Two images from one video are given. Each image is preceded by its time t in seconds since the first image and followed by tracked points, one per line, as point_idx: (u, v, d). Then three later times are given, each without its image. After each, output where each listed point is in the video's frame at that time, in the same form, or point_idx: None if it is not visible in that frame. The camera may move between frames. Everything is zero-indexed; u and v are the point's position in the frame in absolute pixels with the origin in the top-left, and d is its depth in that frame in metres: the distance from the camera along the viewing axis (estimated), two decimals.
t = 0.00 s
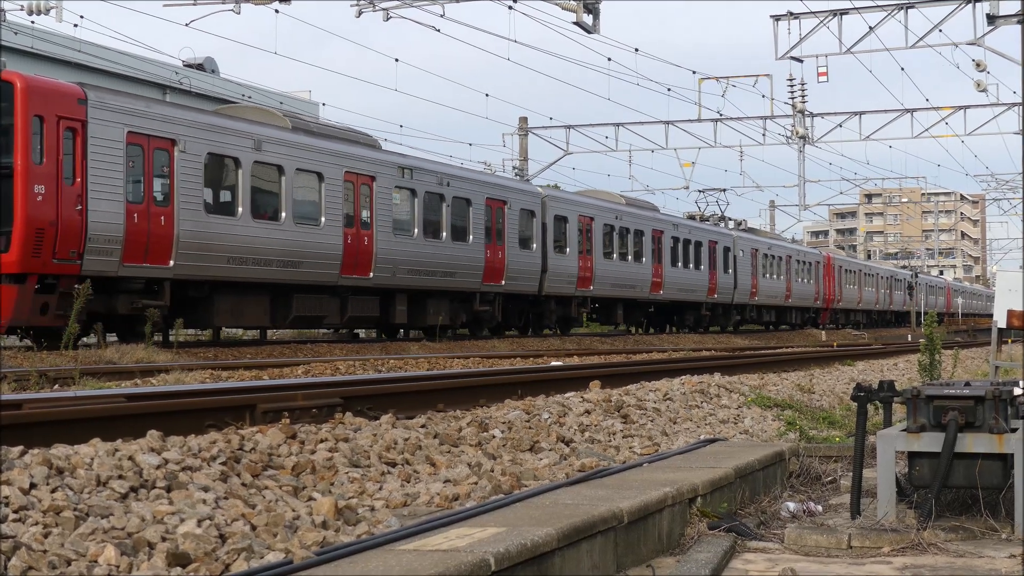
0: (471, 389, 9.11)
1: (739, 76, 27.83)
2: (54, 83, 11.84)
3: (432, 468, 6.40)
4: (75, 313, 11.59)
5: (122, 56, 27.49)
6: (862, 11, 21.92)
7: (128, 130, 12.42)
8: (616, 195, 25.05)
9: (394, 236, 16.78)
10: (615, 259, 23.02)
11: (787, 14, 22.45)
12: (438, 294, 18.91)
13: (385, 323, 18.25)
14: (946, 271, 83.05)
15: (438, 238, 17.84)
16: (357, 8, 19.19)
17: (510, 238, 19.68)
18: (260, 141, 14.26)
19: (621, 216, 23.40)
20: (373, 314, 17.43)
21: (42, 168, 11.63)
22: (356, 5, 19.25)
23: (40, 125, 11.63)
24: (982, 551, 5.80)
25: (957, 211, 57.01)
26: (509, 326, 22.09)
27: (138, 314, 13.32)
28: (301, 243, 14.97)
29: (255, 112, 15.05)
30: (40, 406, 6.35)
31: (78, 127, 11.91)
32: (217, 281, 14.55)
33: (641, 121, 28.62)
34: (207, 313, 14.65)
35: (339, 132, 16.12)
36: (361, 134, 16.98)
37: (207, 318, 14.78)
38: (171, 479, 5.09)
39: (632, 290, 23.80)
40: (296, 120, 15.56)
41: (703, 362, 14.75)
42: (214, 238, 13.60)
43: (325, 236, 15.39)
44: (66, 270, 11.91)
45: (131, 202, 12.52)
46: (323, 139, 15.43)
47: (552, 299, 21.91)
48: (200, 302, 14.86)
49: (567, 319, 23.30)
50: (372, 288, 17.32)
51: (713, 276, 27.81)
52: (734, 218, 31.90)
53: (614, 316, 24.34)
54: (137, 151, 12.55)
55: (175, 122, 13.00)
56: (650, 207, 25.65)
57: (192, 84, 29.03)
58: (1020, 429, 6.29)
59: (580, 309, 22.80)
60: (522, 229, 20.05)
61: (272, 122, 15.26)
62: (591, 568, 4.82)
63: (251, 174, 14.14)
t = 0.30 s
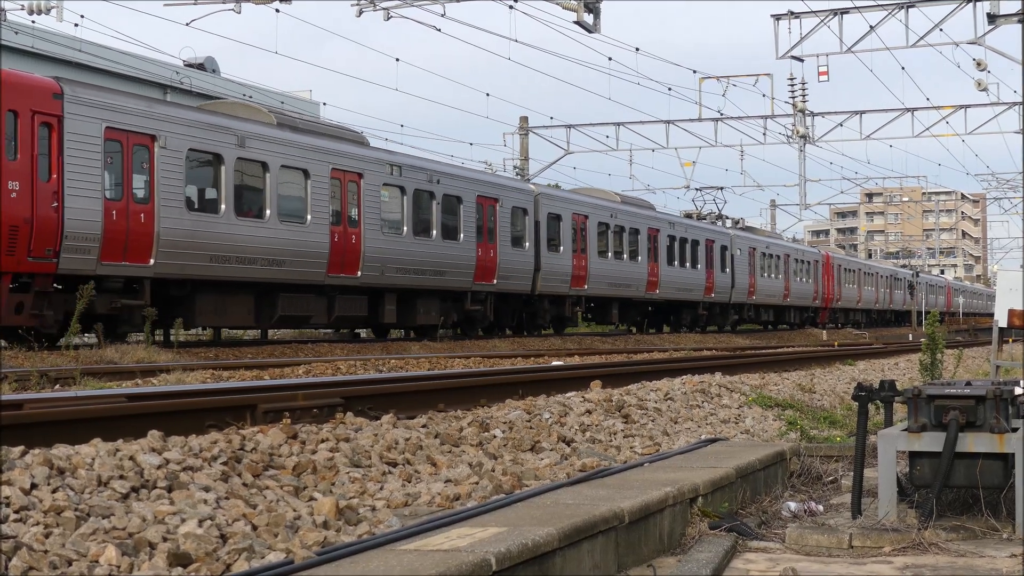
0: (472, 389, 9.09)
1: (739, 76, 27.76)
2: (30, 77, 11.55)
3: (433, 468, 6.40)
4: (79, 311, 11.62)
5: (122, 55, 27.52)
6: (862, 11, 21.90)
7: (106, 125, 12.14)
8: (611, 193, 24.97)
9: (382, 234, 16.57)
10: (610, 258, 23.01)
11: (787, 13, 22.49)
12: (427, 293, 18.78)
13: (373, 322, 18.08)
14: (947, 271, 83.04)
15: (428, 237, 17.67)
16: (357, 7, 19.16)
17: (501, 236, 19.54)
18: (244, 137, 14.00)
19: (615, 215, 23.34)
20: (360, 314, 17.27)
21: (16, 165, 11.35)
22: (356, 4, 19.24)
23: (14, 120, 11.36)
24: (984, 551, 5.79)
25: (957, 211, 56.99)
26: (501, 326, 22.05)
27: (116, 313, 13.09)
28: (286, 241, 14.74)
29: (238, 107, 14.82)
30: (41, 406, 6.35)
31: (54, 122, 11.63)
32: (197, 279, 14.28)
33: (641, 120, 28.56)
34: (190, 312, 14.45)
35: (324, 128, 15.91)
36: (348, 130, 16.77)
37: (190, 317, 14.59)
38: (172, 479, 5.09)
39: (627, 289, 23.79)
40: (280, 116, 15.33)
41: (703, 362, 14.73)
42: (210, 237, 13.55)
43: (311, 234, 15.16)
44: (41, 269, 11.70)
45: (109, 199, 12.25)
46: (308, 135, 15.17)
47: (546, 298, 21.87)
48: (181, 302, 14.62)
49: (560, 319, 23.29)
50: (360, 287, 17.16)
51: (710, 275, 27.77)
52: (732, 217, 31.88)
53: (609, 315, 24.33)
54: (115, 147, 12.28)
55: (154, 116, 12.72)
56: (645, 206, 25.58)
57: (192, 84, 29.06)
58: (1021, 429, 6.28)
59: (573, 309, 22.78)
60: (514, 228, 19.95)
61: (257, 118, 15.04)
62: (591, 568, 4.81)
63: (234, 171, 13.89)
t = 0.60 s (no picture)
0: (472, 389, 9.09)
1: (739, 76, 27.83)
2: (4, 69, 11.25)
3: (432, 468, 6.40)
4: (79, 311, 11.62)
5: (123, 55, 27.51)
6: (863, 11, 21.91)
7: (82, 120, 11.95)
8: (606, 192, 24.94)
9: (369, 233, 16.43)
10: (604, 258, 23.02)
11: (788, 14, 22.52)
12: (416, 293, 18.74)
13: (359, 323, 17.94)
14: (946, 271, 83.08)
15: (417, 236, 17.55)
16: (357, 7, 19.15)
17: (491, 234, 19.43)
18: (225, 133, 13.83)
19: (609, 214, 23.32)
20: (347, 314, 17.14)
21: None
22: (356, 4, 19.24)
23: None
24: (983, 551, 5.80)
25: (957, 211, 57.02)
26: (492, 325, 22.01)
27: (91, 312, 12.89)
28: (270, 239, 14.58)
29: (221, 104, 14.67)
30: (41, 406, 6.35)
31: (26, 116, 11.35)
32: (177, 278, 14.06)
33: (643, 121, 28.76)
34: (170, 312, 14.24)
35: (310, 125, 15.77)
36: (336, 128, 16.64)
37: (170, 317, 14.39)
38: (172, 479, 5.09)
39: (622, 289, 23.78)
40: (265, 112, 15.18)
41: (704, 362, 14.73)
42: (210, 237, 13.66)
43: (296, 233, 15.00)
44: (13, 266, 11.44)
45: (85, 195, 12.05)
46: (292, 132, 15.01)
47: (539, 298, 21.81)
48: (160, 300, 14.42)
49: (553, 319, 23.27)
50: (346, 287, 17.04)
51: (705, 276, 27.76)
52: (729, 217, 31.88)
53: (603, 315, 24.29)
54: (92, 142, 12.09)
55: (133, 111, 12.54)
56: (639, 205, 25.52)
57: (192, 84, 29.05)
58: (1021, 430, 6.28)
59: (566, 309, 22.74)
60: (505, 227, 19.89)
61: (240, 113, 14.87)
62: (591, 568, 4.82)
63: (216, 167, 13.73)
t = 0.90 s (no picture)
0: (472, 389, 9.09)
1: (740, 75, 28.14)
2: None
3: (433, 468, 6.40)
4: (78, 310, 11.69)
5: (122, 56, 27.51)
6: (862, 10, 21.93)
7: (53, 116, 11.73)
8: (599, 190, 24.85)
9: (353, 231, 16.25)
10: (597, 257, 22.95)
11: (788, 14, 22.57)
12: (403, 293, 18.58)
13: (344, 322, 17.80)
14: (946, 271, 83.09)
15: (403, 234, 17.38)
16: (357, 7, 19.14)
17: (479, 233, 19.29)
18: (204, 129, 13.63)
19: (603, 212, 23.22)
20: (331, 314, 16.94)
21: None
22: (356, 5, 19.26)
23: None
24: (983, 550, 5.80)
25: (957, 210, 57.01)
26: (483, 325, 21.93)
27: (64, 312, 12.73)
28: (250, 238, 14.41)
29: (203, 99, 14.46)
30: (42, 406, 6.36)
31: None
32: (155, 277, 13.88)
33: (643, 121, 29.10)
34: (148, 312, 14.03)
35: (294, 121, 15.57)
36: (321, 125, 16.46)
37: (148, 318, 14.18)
38: (172, 479, 5.09)
39: (615, 289, 23.73)
40: (247, 108, 14.98)
41: (704, 362, 14.73)
42: (200, 238, 13.67)
43: (277, 231, 14.84)
44: None
45: (57, 193, 11.84)
46: (273, 128, 14.81)
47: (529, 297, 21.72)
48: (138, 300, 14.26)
49: (546, 319, 23.21)
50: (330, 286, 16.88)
51: (701, 275, 27.73)
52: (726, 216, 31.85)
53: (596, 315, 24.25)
54: (64, 138, 11.87)
55: (107, 107, 12.32)
56: (634, 203, 25.52)
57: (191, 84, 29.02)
58: (1021, 428, 6.28)
59: (558, 308, 22.66)
60: (494, 225, 19.75)
61: (221, 109, 14.66)
62: (592, 568, 4.82)
63: (194, 165, 13.53)
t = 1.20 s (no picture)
0: (473, 389, 9.08)
1: (740, 74, 27.93)
2: None
3: (434, 468, 6.39)
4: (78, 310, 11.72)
5: (122, 56, 27.49)
6: (862, 9, 21.95)
7: (22, 110, 11.37)
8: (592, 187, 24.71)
9: (337, 229, 15.90)
10: (590, 255, 22.79)
11: (788, 12, 22.58)
12: (389, 291, 18.24)
13: (328, 321, 17.38)
14: (946, 270, 83.12)
15: (389, 232, 17.05)
16: (357, 7, 19.12)
17: (467, 230, 18.97)
18: (181, 124, 13.27)
19: (596, 210, 23.08)
20: (314, 313, 16.53)
21: None
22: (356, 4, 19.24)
23: None
24: (984, 549, 5.80)
25: (957, 209, 57.04)
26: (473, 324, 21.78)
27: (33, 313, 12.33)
28: (228, 236, 14.07)
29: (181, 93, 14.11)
30: (43, 406, 6.36)
31: None
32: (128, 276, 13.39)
33: (642, 120, 28.77)
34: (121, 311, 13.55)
35: (275, 116, 15.22)
36: (304, 121, 16.09)
37: (122, 317, 13.70)
38: (173, 479, 5.09)
39: (609, 287, 23.65)
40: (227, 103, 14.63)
41: (704, 361, 14.74)
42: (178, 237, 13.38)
43: (257, 229, 14.50)
44: None
45: (24, 189, 11.51)
46: (253, 123, 14.45)
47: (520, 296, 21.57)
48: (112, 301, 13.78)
49: (537, 318, 23.07)
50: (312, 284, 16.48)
51: (696, 273, 27.66)
52: (721, 214, 31.78)
53: (589, 314, 24.22)
54: (33, 134, 11.52)
55: (78, 101, 11.95)
56: (627, 201, 25.39)
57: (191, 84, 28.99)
58: (1022, 427, 6.26)
59: (549, 307, 22.49)
60: (483, 223, 19.46)
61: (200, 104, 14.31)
62: (592, 567, 4.82)
63: (170, 161, 13.18)
